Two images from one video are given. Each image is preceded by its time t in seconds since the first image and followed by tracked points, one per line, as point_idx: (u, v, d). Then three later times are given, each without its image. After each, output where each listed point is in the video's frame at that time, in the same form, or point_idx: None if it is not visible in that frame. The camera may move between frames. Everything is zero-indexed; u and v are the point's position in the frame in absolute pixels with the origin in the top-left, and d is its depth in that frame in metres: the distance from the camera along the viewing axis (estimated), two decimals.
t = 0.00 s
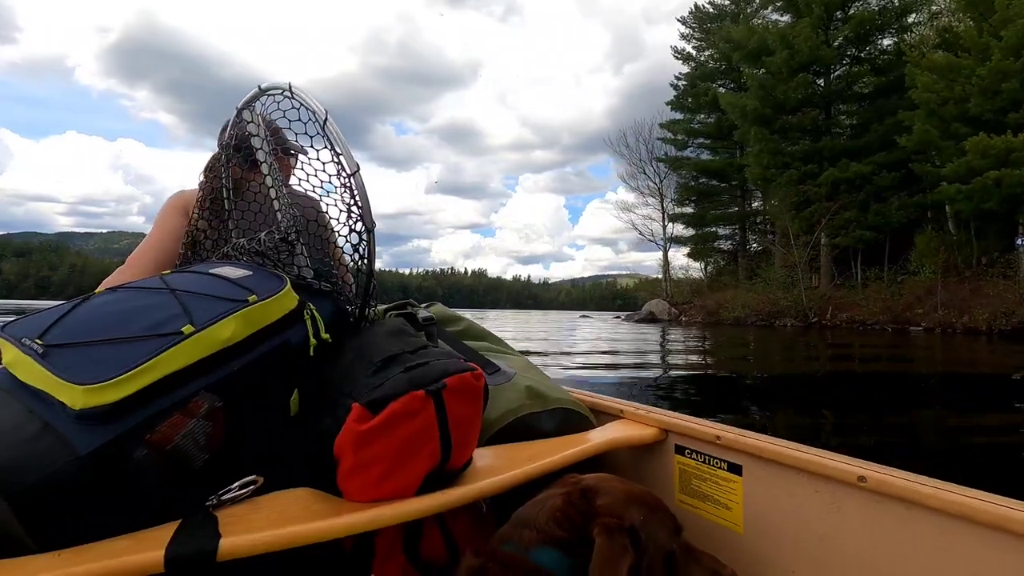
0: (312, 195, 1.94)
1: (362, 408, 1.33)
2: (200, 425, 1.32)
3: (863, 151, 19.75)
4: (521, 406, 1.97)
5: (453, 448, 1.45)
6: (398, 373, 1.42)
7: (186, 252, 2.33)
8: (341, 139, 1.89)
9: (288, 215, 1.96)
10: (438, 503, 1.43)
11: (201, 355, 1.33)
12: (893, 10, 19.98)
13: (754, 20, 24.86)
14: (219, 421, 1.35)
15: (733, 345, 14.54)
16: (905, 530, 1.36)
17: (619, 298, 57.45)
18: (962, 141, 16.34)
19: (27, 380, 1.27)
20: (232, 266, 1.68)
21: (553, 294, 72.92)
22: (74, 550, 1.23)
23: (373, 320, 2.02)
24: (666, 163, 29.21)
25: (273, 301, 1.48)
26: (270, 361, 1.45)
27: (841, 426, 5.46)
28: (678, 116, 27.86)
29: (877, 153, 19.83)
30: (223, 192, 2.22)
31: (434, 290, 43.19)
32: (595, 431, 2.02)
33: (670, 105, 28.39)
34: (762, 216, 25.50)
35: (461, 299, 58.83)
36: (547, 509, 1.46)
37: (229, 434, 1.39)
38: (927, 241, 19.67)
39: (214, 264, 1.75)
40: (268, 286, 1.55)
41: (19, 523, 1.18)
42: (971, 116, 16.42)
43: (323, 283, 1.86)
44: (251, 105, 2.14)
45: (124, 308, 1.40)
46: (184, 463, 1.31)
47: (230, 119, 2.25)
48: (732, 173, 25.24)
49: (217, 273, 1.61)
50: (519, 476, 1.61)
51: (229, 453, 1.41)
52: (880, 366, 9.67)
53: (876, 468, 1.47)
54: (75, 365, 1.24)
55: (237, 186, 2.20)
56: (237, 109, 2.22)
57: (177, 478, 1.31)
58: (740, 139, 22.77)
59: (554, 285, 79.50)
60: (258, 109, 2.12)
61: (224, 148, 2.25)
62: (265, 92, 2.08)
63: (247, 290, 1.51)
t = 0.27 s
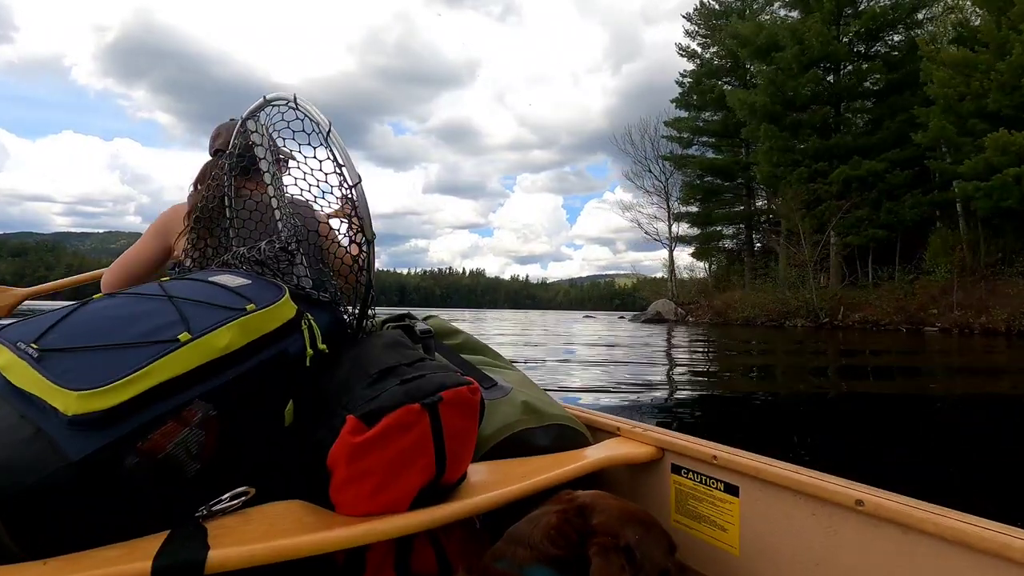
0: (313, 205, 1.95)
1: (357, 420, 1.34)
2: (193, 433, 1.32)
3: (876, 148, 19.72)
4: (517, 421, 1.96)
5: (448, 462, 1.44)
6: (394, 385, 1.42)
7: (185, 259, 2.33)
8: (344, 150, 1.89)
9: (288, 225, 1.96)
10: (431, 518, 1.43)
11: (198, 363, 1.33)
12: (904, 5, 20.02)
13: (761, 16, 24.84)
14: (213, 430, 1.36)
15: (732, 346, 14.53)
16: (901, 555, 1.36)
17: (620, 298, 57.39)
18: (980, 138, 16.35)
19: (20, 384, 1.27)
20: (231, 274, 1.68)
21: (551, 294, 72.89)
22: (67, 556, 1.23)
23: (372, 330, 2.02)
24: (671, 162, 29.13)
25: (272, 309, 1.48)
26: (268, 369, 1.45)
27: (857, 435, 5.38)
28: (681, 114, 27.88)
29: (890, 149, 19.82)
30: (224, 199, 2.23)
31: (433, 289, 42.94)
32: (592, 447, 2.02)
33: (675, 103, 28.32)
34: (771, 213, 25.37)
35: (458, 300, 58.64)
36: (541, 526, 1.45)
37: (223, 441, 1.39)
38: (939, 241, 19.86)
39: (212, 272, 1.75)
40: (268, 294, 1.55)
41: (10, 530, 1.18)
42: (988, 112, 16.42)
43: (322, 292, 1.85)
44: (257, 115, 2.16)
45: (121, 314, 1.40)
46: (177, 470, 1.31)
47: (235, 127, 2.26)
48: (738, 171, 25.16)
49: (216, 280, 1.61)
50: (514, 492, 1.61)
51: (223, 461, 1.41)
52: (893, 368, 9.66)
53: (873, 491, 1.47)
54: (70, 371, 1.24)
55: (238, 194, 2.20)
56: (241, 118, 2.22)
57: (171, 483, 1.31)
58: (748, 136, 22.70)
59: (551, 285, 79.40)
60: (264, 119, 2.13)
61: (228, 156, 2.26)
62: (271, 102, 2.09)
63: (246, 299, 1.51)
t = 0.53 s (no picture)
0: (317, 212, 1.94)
1: (352, 429, 1.34)
2: (188, 437, 1.31)
3: (888, 147, 19.76)
4: (514, 433, 1.96)
5: (443, 473, 1.44)
6: (390, 394, 1.42)
7: (187, 261, 2.34)
8: (347, 158, 1.88)
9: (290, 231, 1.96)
10: (425, 529, 1.42)
11: (194, 366, 1.32)
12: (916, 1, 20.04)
13: (769, 13, 24.87)
14: (206, 435, 1.35)
15: (735, 348, 14.51)
16: None
17: (619, 298, 57.48)
18: (997, 136, 16.38)
19: (14, 384, 1.26)
20: (231, 278, 1.67)
21: (550, 295, 72.86)
22: (56, 559, 1.22)
23: (371, 338, 2.00)
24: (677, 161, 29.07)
25: (270, 314, 1.47)
26: (265, 375, 1.45)
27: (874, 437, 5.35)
28: (684, 113, 27.91)
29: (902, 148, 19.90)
30: (228, 205, 2.22)
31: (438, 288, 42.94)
32: (589, 461, 2.02)
33: (680, 102, 28.37)
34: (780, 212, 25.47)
35: (456, 300, 58.55)
36: (537, 542, 1.44)
37: (218, 447, 1.38)
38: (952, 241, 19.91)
39: (212, 276, 1.74)
40: (266, 300, 1.54)
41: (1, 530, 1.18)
42: (1005, 110, 16.45)
43: (322, 299, 1.85)
44: (262, 121, 2.15)
45: (119, 316, 1.40)
46: (167, 476, 1.30)
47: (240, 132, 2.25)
48: (745, 170, 25.14)
49: (215, 283, 1.60)
50: (509, 505, 1.61)
51: (217, 465, 1.40)
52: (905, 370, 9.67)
53: (869, 513, 1.47)
54: (65, 372, 1.23)
55: (241, 199, 2.21)
56: (248, 123, 2.21)
57: (163, 487, 1.31)
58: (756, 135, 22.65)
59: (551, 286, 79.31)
60: (268, 125, 2.12)
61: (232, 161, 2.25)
62: (276, 109, 2.08)
63: (245, 304, 1.50)
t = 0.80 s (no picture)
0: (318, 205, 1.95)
1: (356, 421, 1.34)
2: (191, 431, 1.31)
3: (901, 144, 19.73)
4: (517, 424, 1.96)
5: (447, 465, 1.44)
6: (393, 386, 1.42)
7: (186, 255, 2.33)
8: (348, 151, 1.87)
9: (291, 224, 1.96)
10: (429, 521, 1.42)
11: (197, 361, 1.32)
12: None
13: (778, 10, 24.96)
14: (211, 428, 1.35)
15: (742, 348, 14.54)
16: (897, 563, 1.36)
17: (625, 299, 57.49)
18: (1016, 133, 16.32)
19: (19, 380, 1.26)
20: (233, 272, 1.68)
21: (548, 296, 73.03)
22: (62, 553, 1.22)
23: (373, 330, 2.01)
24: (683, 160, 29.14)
25: (273, 308, 1.47)
26: (268, 368, 1.45)
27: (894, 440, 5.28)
28: (689, 111, 28.05)
29: (915, 146, 19.85)
30: (228, 198, 2.23)
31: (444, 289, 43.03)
32: (592, 451, 2.01)
33: (686, 100, 28.50)
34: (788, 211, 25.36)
35: (455, 301, 58.54)
36: (545, 531, 1.44)
37: (222, 440, 1.38)
38: (968, 240, 19.79)
39: (215, 269, 1.74)
40: (267, 293, 1.54)
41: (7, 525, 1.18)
42: None
43: (324, 292, 1.84)
44: (261, 114, 2.14)
45: (122, 311, 1.40)
46: (172, 470, 1.30)
47: (240, 126, 2.25)
48: (751, 170, 25.18)
49: (217, 278, 1.60)
50: (514, 494, 1.61)
51: (222, 459, 1.40)
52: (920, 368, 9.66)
53: (873, 498, 1.47)
54: (69, 366, 1.23)
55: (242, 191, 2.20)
56: (247, 115, 2.20)
57: (168, 481, 1.31)
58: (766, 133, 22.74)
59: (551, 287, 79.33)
60: (268, 118, 2.12)
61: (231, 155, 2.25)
62: (275, 101, 2.08)
63: (246, 298, 1.50)
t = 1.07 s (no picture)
0: (313, 202, 1.95)
1: (359, 416, 1.34)
2: (195, 431, 1.31)
3: (916, 141, 19.62)
4: (519, 416, 1.97)
5: (449, 458, 1.45)
6: (395, 380, 1.42)
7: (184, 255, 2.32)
8: (342, 146, 1.87)
9: (287, 221, 1.96)
10: (431, 514, 1.42)
11: (197, 361, 1.32)
12: None
13: (786, 6, 25.05)
14: (214, 428, 1.35)
15: (750, 348, 14.54)
16: (900, 546, 1.37)
17: (631, 300, 57.51)
18: None
19: (21, 384, 1.26)
20: (231, 272, 1.68)
21: (548, 296, 73.12)
22: (69, 555, 1.23)
23: (372, 326, 2.01)
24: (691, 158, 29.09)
25: (272, 306, 1.47)
26: (269, 366, 1.45)
27: (908, 440, 5.27)
28: (696, 110, 28.07)
29: (932, 143, 19.81)
30: (223, 197, 2.23)
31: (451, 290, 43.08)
32: (593, 440, 2.02)
33: (693, 97, 28.58)
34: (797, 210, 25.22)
35: (454, 300, 58.46)
36: (543, 513, 1.44)
37: (224, 439, 1.39)
38: (988, 237, 19.30)
39: (212, 270, 1.74)
40: (266, 292, 1.54)
41: (12, 529, 1.18)
42: None
43: (322, 289, 1.84)
44: (255, 111, 2.15)
45: (122, 314, 1.40)
46: (177, 470, 1.30)
47: (233, 124, 2.25)
48: (759, 169, 25.15)
49: (216, 278, 1.60)
50: (515, 486, 1.62)
51: (225, 458, 1.40)
52: (934, 369, 9.68)
53: (876, 481, 1.47)
54: (71, 370, 1.23)
55: (237, 190, 2.20)
56: (239, 114, 2.21)
57: (173, 482, 1.31)
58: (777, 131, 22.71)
59: (552, 287, 79.29)
60: (261, 115, 2.12)
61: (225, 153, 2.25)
62: (268, 98, 2.08)
63: (245, 296, 1.50)
